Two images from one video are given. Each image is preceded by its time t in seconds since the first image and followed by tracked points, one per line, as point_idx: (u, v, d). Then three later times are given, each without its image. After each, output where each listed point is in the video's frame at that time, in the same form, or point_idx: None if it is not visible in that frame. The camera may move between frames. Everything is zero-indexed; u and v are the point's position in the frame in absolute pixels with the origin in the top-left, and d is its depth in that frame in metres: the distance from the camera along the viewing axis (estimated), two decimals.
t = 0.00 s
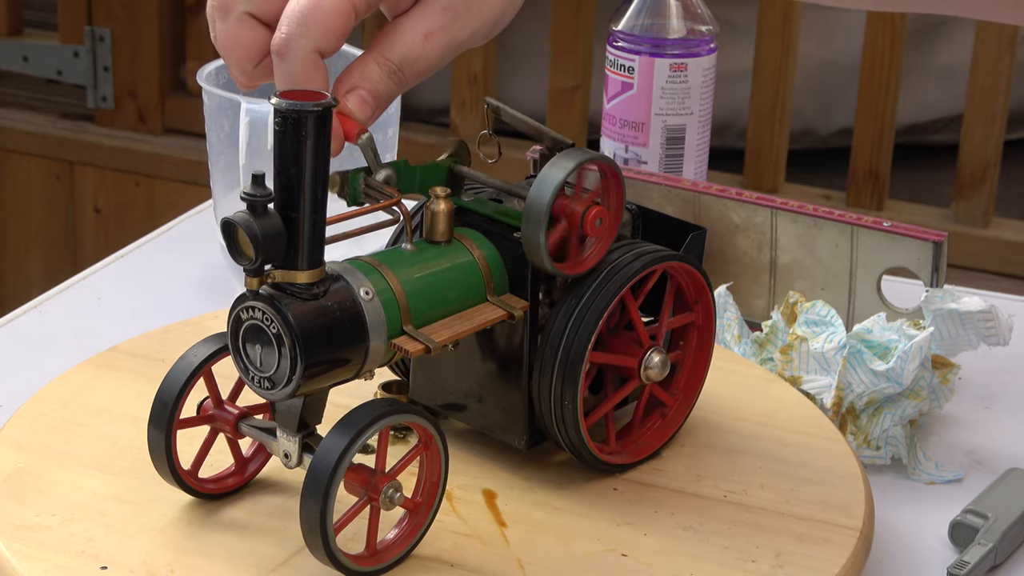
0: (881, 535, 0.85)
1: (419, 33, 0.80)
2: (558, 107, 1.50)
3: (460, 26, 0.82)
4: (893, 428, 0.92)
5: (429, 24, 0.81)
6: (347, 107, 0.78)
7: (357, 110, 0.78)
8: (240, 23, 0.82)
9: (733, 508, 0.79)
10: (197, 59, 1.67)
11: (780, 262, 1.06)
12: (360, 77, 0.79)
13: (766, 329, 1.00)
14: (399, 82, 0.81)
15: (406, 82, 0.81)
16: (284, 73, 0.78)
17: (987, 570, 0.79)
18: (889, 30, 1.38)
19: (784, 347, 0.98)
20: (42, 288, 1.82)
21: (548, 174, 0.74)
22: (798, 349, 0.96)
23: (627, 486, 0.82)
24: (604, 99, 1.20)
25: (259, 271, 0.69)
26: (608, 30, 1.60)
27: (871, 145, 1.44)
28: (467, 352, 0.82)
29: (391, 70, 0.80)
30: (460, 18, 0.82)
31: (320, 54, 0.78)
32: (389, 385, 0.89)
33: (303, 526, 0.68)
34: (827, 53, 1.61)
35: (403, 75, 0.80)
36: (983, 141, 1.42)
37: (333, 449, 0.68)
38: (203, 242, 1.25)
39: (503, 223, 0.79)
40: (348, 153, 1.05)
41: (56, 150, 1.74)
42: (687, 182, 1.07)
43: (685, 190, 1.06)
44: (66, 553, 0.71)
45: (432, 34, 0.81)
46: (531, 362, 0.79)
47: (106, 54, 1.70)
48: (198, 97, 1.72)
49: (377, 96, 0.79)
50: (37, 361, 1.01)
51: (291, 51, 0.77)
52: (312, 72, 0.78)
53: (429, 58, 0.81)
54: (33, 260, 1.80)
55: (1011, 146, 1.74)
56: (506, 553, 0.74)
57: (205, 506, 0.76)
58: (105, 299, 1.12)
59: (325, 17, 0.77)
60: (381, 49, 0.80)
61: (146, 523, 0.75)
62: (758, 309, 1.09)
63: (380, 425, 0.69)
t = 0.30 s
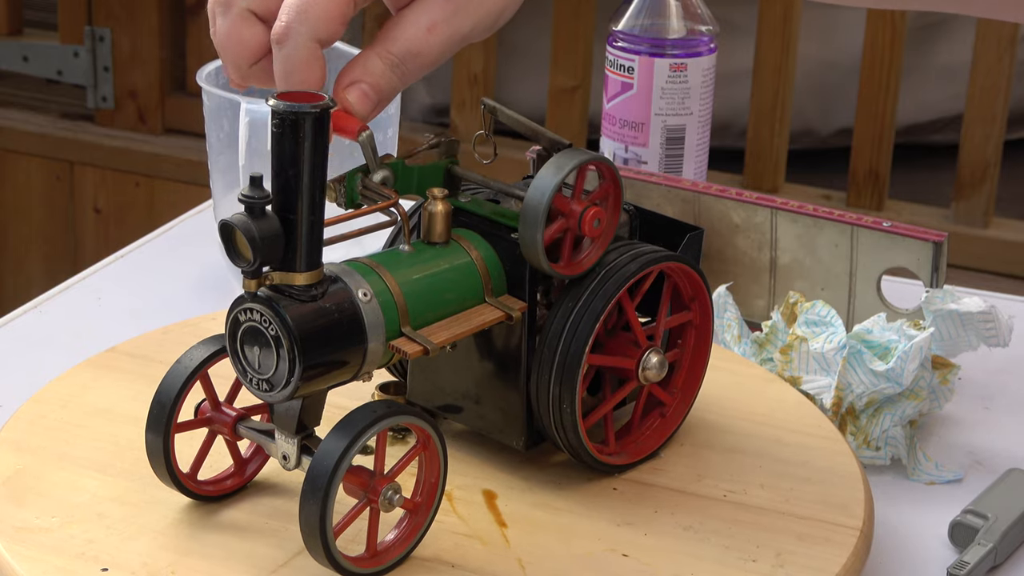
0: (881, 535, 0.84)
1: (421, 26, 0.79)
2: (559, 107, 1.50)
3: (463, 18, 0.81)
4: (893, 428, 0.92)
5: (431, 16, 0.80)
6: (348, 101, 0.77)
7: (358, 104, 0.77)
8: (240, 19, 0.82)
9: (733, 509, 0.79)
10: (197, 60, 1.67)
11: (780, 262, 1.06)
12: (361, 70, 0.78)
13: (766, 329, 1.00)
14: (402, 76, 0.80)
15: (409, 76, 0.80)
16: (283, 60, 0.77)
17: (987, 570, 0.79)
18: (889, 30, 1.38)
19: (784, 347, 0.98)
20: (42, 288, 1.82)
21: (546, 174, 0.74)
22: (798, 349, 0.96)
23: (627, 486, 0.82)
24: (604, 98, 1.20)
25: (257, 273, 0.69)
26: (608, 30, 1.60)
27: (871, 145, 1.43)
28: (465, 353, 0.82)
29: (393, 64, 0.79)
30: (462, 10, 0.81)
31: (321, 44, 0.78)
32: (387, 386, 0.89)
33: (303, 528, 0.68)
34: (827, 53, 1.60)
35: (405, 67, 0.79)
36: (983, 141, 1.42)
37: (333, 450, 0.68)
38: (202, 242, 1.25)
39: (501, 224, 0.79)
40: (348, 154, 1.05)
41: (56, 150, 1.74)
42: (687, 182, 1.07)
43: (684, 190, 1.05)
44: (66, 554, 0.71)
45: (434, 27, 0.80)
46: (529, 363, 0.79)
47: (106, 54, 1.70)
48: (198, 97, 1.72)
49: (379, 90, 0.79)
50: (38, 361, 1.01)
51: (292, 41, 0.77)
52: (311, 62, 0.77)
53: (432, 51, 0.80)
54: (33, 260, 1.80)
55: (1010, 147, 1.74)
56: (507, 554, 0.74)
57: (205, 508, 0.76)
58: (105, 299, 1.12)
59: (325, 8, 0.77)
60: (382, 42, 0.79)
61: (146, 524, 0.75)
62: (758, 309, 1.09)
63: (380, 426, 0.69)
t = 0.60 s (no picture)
0: (881, 535, 0.84)
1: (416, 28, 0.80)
2: (558, 107, 1.50)
3: (459, 23, 0.81)
4: (893, 428, 0.92)
5: (427, 21, 0.80)
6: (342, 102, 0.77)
7: (350, 108, 0.78)
8: (241, 30, 0.82)
9: (733, 509, 0.79)
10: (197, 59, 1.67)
11: (780, 262, 1.06)
12: (356, 73, 0.78)
13: (766, 329, 1.00)
14: (396, 79, 0.79)
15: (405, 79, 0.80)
16: (289, 74, 0.78)
17: (987, 570, 0.79)
18: (889, 29, 1.37)
19: (783, 347, 0.98)
20: (42, 288, 1.82)
21: (546, 175, 0.74)
22: (798, 349, 0.96)
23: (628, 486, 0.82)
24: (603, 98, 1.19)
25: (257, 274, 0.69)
26: (608, 30, 1.60)
27: (871, 144, 1.43)
28: (464, 353, 0.82)
29: (388, 66, 0.79)
30: (457, 15, 0.81)
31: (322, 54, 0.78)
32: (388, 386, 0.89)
33: (304, 529, 0.68)
34: (827, 52, 1.60)
35: (401, 73, 0.80)
36: (983, 141, 1.42)
37: (333, 451, 0.68)
38: (202, 242, 1.25)
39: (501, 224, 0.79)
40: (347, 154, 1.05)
41: (56, 150, 1.74)
42: (687, 182, 1.07)
43: (684, 190, 1.05)
44: (66, 555, 0.71)
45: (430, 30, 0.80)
46: (528, 362, 0.79)
47: (106, 54, 1.70)
48: (198, 97, 1.72)
49: (373, 94, 0.79)
50: (38, 362, 1.01)
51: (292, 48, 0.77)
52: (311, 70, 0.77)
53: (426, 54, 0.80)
54: (33, 260, 1.80)
55: (1011, 146, 1.74)
56: (507, 553, 0.74)
57: (205, 508, 0.77)
58: (104, 300, 1.12)
59: (325, 15, 0.77)
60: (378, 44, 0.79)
61: (146, 525, 0.75)
62: (758, 309, 1.09)
63: (380, 426, 0.69)
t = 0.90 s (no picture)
0: (880, 535, 0.84)
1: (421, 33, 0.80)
2: (559, 107, 1.50)
3: (464, 28, 0.81)
4: (894, 428, 0.92)
5: (432, 25, 0.80)
6: (345, 101, 0.77)
7: (354, 107, 0.77)
8: (245, 31, 0.82)
9: (733, 509, 0.79)
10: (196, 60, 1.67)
11: (780, 261, 1.06)
12: (359, 73, 0.78)
13: (766, 329, 1.00)
14: (399, 82, 0.79)
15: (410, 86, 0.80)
16: (282, 71, 0.78)
17: (987, 570, 0.79)
18: (889, 29, 1.38)
19: (784, 347, 0.98)
20: (41, 288, 1.82)
21: (548, 174, 0.74)
22: (798, 349, 0.96)
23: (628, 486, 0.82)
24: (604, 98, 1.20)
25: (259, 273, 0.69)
26: (608, 30, 1.60)
27: (871, 144, 1.43)
28: (465, 353, 0.82)
29: (392, 68, 0.79)
30: (464, 21, 0.81)
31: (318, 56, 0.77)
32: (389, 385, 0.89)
33: (304, 527, 0.68)
34: (826, 52, 1.61)
35: (404, 75, 0.79)
36: (982, 141, 1.42)
37: (334, 449, 0.68)
38: (202, 241, 1.25)
39: (502, 224, 0.79)
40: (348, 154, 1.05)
41: (56, 150, 1.74)
42: (687, 182, 1.07)
43: (685, 190, 1.05)
44: (66, 553, 0.71)
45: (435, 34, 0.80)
46: (530, 361, 0.79)
47: (106, 54, 1.70)
48: (198, 97, 1.72)
49: (376, 94, 0.78)
50: (38, 361, 1.01)
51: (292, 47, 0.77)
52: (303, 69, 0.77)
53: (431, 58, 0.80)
54: (33, 261, 1.80)
55: (1010, 147, 1.74)
56: (507, 553, 0.74)
57: (205, 508, 0.76)
58: (104, 299, 1.12)
59: (325, 18, 0.77)
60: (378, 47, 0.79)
61: (146, 524, 0.75)
62: (759, 309, 1.09)
63: (381, 426, 0.69)
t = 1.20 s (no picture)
0: (880, 536, 0.84)
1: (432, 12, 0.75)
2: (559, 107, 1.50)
3: None
4: (893, 429, 0.92)
5: None
6: (348, 81, 0.71)
7: (357, 86, 0.71)
8: (244, 12, 0.81)
9: (732, 510, 0.79)
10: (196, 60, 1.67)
11: (780, 261, 1.06)
12: (363, 51, 0.72)
13: (766, 329, 1.00)
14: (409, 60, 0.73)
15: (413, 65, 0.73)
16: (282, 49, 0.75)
17: (987, 570, 0.79)
18: (890, 29, 1.38)
19: (784, 347, 0.98)
20: (42, 287, 1.82)
21: (547, 176, 0.74)
22: (798, 349, 0.96)
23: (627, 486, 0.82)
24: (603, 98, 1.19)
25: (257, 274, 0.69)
26: (608, 30, 1.60)
27: (871, 144, 1.43)
28: (465, 354, 0.82)
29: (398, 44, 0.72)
30: None
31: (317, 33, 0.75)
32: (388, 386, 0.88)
33: (302, 528, 0.68)
34: (826, 53, 1.60)
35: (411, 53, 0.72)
36: (982, 141, 1.42)
37: (332, 450, 0.68)
38: (202, 241, 1.25)
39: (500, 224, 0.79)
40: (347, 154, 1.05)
41: (56, 150, 1.74)
42: (687, 181, 1.07)
43: (684, 190, 1.05)
44: (66, 553, 0.71)
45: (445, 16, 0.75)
46: (529, 363, 0.79)
47: (106, 54, 1.70)
48: (198, 97, 1.72)
49: (382, 73, 0.72)
50: (38, 361, 1.01)
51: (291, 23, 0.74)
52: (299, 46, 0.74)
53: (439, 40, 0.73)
54: (33, 261, 1.80)
55: (1010, 147, 1.74)
56: (506, 554, 0.74)
57: (205, 508, 0.76)
58: (105, 299, 1.12)
59: None
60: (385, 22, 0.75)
61: (146, 524, 0.75)
62: (758, 309, 1.09)
63: (379, 427, 0.69)
